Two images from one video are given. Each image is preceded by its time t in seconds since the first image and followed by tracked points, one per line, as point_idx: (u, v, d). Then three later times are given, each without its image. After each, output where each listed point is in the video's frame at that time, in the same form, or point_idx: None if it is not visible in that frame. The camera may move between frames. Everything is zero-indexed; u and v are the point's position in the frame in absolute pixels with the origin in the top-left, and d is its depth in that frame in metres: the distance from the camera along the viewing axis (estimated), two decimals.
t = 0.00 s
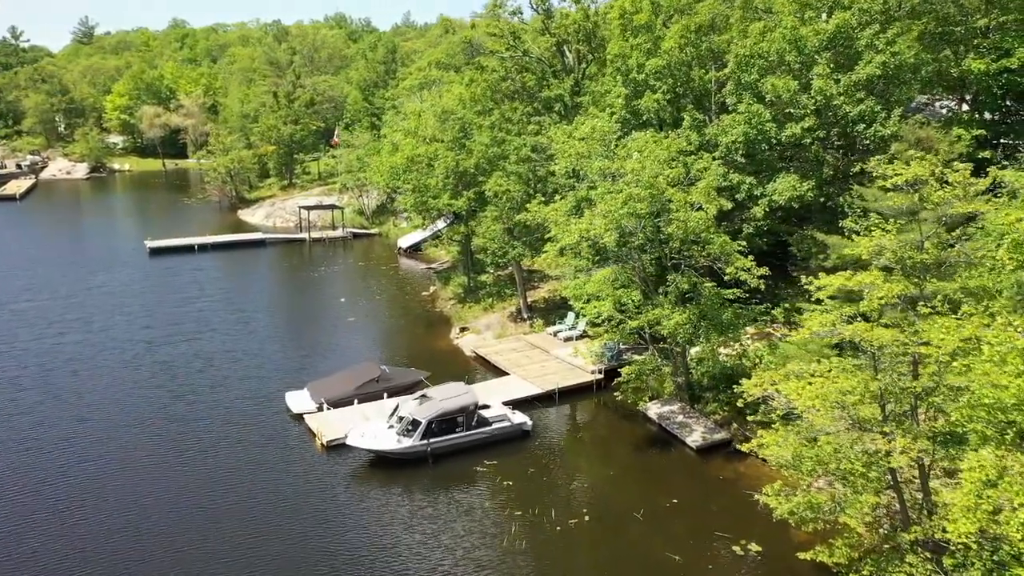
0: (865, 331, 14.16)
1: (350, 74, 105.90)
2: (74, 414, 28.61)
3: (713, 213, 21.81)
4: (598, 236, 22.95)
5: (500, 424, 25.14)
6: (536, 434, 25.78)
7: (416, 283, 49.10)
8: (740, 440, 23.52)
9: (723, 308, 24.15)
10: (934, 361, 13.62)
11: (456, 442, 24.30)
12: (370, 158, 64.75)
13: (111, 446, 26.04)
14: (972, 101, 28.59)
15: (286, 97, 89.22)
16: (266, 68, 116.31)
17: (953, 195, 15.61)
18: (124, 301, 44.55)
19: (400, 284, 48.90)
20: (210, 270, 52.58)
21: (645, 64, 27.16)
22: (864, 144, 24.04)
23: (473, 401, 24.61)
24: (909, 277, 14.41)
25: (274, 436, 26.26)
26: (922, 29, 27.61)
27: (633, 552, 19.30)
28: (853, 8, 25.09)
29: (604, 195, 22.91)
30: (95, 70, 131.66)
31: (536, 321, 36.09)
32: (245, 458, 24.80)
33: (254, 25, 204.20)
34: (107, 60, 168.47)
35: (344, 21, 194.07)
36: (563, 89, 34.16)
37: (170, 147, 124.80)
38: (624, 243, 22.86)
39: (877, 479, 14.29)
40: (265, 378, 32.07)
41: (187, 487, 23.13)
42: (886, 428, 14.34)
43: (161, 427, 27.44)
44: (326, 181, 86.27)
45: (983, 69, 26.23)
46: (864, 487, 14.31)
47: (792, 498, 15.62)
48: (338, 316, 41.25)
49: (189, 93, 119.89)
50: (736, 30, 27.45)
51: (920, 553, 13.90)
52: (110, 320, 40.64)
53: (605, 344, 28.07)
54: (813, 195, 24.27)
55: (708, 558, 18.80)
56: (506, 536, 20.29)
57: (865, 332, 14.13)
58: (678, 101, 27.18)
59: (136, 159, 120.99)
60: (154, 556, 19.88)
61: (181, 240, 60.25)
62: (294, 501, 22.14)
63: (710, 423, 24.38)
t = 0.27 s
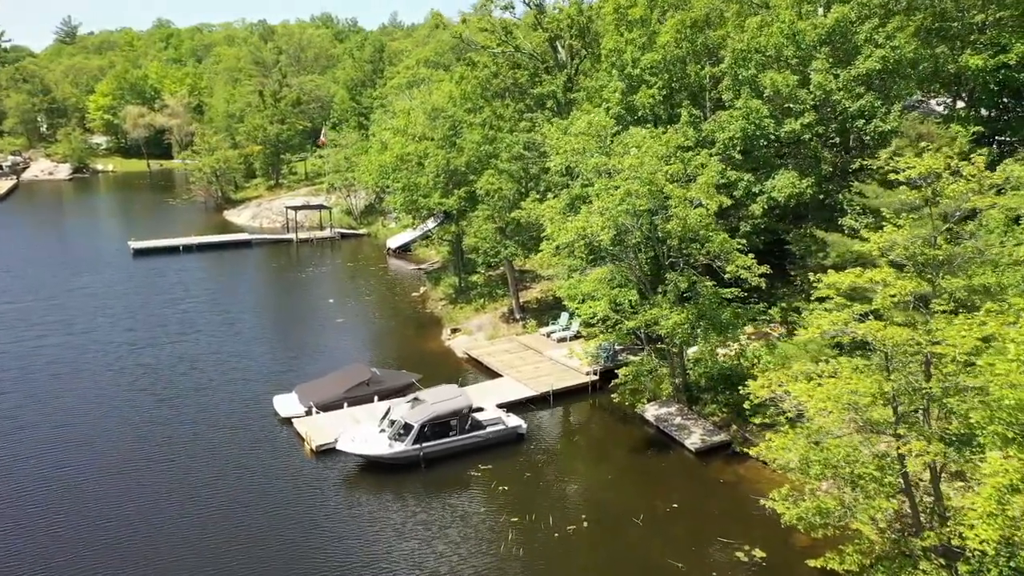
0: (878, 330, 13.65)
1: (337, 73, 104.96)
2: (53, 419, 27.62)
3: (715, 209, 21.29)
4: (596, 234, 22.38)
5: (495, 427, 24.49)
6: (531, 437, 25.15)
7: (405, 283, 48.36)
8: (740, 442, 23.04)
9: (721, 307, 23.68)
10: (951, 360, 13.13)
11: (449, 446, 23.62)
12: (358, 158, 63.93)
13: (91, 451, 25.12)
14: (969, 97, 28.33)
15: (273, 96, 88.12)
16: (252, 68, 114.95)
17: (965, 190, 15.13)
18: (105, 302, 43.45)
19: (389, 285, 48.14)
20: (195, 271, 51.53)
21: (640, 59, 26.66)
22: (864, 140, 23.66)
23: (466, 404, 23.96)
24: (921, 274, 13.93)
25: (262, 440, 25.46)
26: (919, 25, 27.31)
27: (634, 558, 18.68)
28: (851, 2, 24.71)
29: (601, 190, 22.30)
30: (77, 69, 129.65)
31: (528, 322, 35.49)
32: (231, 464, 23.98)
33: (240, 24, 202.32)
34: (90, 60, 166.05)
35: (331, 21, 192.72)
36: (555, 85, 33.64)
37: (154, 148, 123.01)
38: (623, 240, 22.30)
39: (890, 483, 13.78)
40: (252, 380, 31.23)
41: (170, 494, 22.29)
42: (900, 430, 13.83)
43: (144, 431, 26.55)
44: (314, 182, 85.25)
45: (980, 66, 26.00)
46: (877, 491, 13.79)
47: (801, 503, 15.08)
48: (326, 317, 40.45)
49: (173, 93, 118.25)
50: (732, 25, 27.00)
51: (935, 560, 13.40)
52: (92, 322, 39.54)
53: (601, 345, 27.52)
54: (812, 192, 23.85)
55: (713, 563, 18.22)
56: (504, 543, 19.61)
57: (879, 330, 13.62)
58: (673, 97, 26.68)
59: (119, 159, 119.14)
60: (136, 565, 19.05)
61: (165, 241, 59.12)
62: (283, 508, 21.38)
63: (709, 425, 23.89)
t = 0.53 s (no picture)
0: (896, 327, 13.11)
1: (326, 72, 103.93)
2: (35, 422, 26.75)
3: (719, 204, 20.58)
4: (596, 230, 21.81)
5: (492, 429, 23.85)
6: (529, 439, 24.52)
7: (398, 283, 47.64)
8: (742, 443, 22.53)
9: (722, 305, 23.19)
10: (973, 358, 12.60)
11: (445, 449, 22.96)
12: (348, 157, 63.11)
13: (74, 455, 24.27)
14: (970, 93, 27.98)
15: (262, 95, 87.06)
16: (240, 67, 113.70)
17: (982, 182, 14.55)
18: (90, 303, 42.47)
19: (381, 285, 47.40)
20: (183, 271, 50.58)
21: (639, 53, 26.11)
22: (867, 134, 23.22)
23: (462, 406, 23.31)
24: (938, 270, 13.37)
25: (252, 443, 24.70)
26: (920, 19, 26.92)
27: (638, 564, 18.05)
28: None
29: (601, 183, 21.50)
30: (62, 68, 127.84)
31: (524, 321, 34.88)
32: (219, 467, 23.22)
33: (228, 24, 200.51)
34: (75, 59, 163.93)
35: (320, 21, 191.48)
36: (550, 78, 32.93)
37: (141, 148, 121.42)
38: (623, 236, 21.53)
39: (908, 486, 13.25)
40: (241, 382, 30.45)
41: (156, 499, 21.50)
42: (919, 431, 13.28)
43: (130, 435, 25.73)
44: (303, 181, 84.27)
45: (982, 60, 25.65)
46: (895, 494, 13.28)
47: (815, 506, 14.57)
48: (317, 317, 39.67)
49: (160, 92, 116.82)
50: (731, 18, 26.52)
51: (955, 566, 12.88)
52: (76, 323, 38.59)
53: (599, 345, 26.94)
54: (815, 188, 23.39)
55: (720, 569, 17.62)
56: (503, 549, 18.95)
57: (897, 329, 13.07)
58: (673, 92, 26.16)
59: (106, 159, 117.54)
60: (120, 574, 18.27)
61: (153, 241, 58.09)
62: (273, 514, 20.64)
63: (710, 426, 23.37)
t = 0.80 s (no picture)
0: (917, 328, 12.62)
1: (317, 71, 102.97)
2: (19, 426, 25.95)
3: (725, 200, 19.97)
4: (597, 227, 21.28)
5: (490, 432, 23.26)
6: (528, 442, 23.94)
7: (391, 284, 46.93)
8: (747, 444, 22.04)
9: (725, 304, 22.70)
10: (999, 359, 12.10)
11: (443, 453, 22.36)
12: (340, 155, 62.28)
13: (60, 460, 23.52)
14: (973, 88, 27.60)
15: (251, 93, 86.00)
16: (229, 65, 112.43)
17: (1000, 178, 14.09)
18: (77, 304, 41.57)
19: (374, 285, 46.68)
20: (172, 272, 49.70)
21: (639, 47, 25.59)
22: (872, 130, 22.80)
23: (460, 408, 22.72)
24: (960, 267, 12.88)
25: (243, 448, 23.99)
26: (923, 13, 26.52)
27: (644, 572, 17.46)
28: None
29: (602, 179, 20.83)
30: (48, 67, 126.04)
31: (520, 322, 34.30)
32: (210, 473, 22.49)
33: (216, 23, 198.65)
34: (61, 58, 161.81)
35: (310, 20, 190.08)
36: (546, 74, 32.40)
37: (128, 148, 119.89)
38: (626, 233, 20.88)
39: (929, 491, 12.73)
40: (233, 384, 29.72)
41: (144, 507, 20.75)
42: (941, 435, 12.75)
43: (117, 439, 24.97)
44: (294, 181, 83.30)
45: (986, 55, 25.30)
46: (916, 499, 12.77)
47: (829, 511, 14.06)
48: (309, 318, 38.93)
49: (148, 91, 115.35)
50: (732, 12, 26.02)
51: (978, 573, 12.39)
52: (62, 325, 37.67)
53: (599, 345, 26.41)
54: (819, 184, 22.96)
55: None
56: (504, 556, 18.32)
57: (918, 330, 12.58)
58: (673, 87, 25.65)
59: (93, 159, 115.93)
60: None
61: (141, 241, 57.13)
62: (266, 521, 19.94)
63: (714, 428, 22.87)
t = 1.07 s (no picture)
0: (944, 325, 12.11)
1: (306, 70, 102.07)
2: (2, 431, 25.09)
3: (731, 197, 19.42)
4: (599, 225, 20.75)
5: (490, 435, 22.68)
6: (527, 445, 23.37)
7: (384, 284, 46.31)
8: (751, 446, 21.61)
9: (729, 303, 22.27)
10: None
11: (441, 456, 21.74)
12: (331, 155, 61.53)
13: (44, 465, 22.72)
14: (976, 85, 27.38)
15: (240, 92, 84.83)
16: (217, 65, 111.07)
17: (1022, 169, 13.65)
18: (62, 306, 40.59)
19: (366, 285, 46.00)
20: (160, 273, 48.76)
21: (638, 42, 25.15)
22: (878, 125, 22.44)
23: (458, 411, 22.12)
24: (984, 263, 12.38)
25: (235, 452, 23.29)
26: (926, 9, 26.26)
27: None
28: None
29: (604, 174, 20.26)
30: (33, 67, 124.18)
31: (516, 322, 33.78)
32: (201, 478, 21.78)
33: (204, 22, 196.78)
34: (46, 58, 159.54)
35: (298, 19, 188.79)
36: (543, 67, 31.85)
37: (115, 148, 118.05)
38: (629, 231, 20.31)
39: (952, 495, 12.26)
40: (223, 386, 28.97)
41: (132, 514, 20.02)
42: (967, 439, 12.24)
43: (104, 443, 24.19)
44: (284, 181, 82.38)
45: (988, 51, 25.10)
46: (939, 503, 12.32)
47: (846, 517, 13.51)
48: (301, 319, 38.22)
49: (134, 91, 113.82)
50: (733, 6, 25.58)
51: None
52: (47, 326, 36.78)
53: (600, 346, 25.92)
54: (824, 180, 22.56)
55: None
56: (507, 564, 17.72)
57: (945, 327, 12.07)
58: (673, 83, 25.23)
59: (79, 160, 114.23)
60: None
61: (128, 242, 56.07)
62: (259, 528, 19.26)
63: (718, 430, 22.41)
